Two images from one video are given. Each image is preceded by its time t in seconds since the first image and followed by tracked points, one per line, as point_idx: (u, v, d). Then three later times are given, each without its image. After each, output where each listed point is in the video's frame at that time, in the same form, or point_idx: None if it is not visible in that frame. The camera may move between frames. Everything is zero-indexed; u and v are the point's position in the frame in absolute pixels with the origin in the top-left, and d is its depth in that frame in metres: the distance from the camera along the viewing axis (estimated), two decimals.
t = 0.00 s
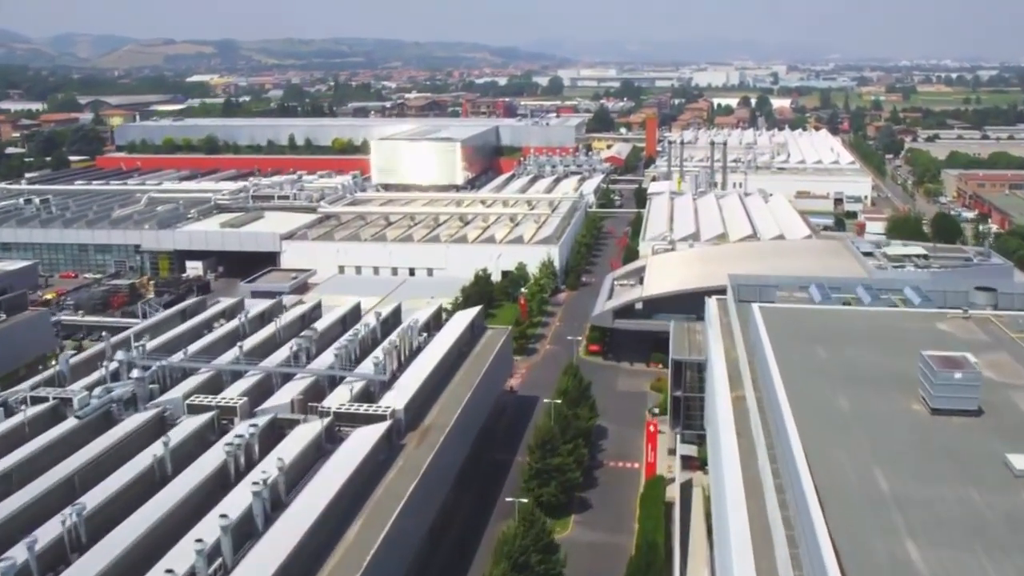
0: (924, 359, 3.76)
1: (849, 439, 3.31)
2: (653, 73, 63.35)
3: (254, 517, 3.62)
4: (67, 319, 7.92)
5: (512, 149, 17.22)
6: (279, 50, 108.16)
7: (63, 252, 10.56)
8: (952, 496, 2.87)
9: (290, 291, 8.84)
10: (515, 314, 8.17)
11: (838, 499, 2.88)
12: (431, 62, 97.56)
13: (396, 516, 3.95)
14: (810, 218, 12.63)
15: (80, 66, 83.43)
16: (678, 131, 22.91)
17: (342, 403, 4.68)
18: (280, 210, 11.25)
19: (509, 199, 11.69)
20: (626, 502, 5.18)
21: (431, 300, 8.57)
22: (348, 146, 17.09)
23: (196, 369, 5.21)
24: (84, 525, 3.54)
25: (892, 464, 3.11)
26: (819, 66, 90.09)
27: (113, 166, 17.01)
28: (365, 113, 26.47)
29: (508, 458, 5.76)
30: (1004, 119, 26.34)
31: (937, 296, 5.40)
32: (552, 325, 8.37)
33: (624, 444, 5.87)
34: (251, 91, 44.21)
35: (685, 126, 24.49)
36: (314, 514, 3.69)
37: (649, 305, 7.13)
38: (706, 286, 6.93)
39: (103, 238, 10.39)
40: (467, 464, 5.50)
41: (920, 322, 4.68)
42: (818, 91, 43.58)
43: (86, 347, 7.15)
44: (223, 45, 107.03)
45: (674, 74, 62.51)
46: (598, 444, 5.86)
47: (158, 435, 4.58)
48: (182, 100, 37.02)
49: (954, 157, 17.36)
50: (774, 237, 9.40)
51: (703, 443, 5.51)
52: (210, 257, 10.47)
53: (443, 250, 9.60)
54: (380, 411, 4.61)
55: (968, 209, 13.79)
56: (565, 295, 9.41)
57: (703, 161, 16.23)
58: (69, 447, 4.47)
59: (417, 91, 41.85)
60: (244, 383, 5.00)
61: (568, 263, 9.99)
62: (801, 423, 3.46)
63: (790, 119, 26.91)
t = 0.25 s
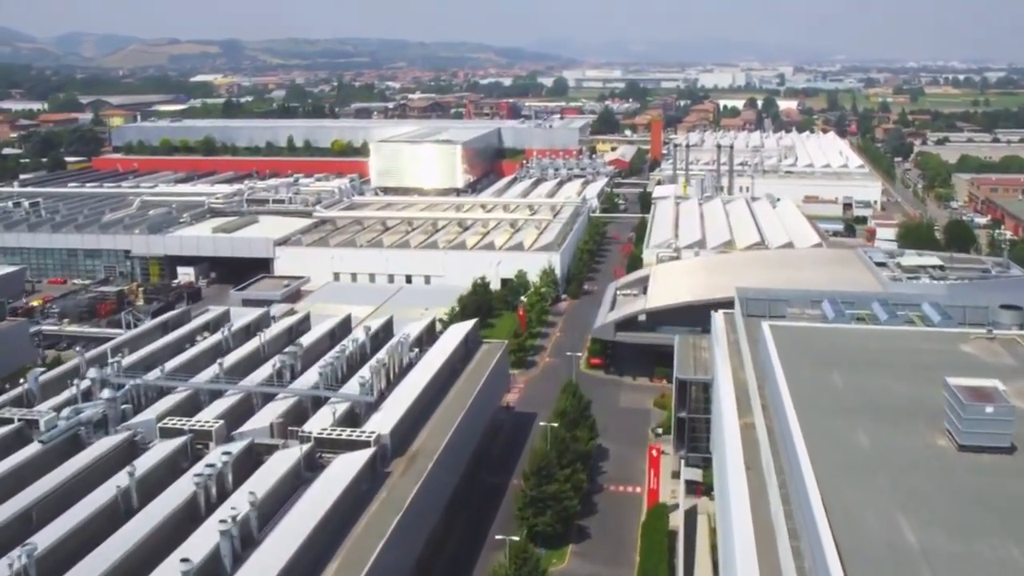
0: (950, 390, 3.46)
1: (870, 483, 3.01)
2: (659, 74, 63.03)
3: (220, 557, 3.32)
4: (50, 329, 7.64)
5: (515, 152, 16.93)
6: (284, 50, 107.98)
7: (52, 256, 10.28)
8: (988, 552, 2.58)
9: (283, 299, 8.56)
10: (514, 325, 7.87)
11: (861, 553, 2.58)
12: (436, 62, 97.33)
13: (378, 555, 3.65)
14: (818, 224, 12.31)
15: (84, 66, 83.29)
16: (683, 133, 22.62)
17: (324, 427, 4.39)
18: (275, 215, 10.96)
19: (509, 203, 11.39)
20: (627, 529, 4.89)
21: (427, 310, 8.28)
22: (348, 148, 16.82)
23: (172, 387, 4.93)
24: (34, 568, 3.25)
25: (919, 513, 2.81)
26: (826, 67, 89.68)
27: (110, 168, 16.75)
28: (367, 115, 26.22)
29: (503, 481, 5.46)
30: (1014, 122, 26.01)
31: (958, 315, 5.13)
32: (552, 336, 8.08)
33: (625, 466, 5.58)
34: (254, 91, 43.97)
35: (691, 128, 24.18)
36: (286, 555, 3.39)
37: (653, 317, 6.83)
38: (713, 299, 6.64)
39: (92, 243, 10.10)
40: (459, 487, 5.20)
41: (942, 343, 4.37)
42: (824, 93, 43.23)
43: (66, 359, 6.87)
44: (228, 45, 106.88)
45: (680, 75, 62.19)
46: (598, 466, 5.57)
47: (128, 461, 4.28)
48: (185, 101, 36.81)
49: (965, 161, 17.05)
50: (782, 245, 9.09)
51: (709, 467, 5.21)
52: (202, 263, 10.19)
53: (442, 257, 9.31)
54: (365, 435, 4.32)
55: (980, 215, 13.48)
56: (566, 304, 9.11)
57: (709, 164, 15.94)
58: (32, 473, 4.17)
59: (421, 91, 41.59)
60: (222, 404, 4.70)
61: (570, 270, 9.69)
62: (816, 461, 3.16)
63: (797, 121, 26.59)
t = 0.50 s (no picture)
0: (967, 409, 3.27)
1: (886, 508, 2.83)
2: (663, 75, 62.83)
3: None
4: (38, 335, 7.48)
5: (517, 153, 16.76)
6: (288, 50, 107.92)
7: (45, 259, 10.12)
8: None
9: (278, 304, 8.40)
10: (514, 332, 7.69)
11: None
12: (440, 62, 97.19)
13: None
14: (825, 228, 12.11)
15: (88, 65, 83.27)
16: (687, 135, 22.45)
17: (312, 443, 4.21)
18: (273, 218, 10.79)
19: (510, 206, 11.20)
20: (628, 548, 4.71)
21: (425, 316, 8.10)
22: (348, 150, 16.66)
23: (157, 399, 4.75)
24: None
25: (938, 543, 2.63)
26: (831, 69, 89.40)
27: (108, 169, 16.60)
28: (370, 116, 26.07)
29: (500, 495, 5.28)
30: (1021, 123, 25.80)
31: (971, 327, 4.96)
32: (553, 343, 7.88)
33: (626, 481, 5.39)
34: (257, 91, 43.85)
35: (695, 130, 23.99)
36: None
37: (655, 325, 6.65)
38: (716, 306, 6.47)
39: (86, 246, 9.94)
40: (454, 503, 5.01)
41: (957, 357, 4.18)
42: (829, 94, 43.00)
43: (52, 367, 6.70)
44: (233, 44, 106.84)
45: (684, 75, 61.99)
46: (599, 481, 5.39)
47: (107, 478, 4.11)
48: (188, 101, 36.71)
49: (972, 164, 16.86)
50: (788, 251, 8.89)
51: (713, 483, 5.03)
52: (197, 267, 10.02)
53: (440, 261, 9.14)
54: (354, 452, 4.14)
55: (989, 218, 13.29)
56: (567, 310, 8.92)
57: (713, 167, 15.76)
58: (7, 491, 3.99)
59: (425, 92, 41.45)
60: (207, 418, 4.53)
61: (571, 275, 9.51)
62: (827, 485, 2.99)
63: (802, 122, 26.36)
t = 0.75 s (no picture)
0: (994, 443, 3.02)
1: (907, 554, 2.58)
2: (669, 75, 62.50)
3: None
4: (21, 343, 7.24)
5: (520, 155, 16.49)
6: (294, 49, 107.77)
7: (34, 263, 9.89)
8: None
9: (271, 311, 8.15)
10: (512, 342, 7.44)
11: None
12: (446, 62, 96.92)
13: None
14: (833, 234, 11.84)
15: (93, 63, 83.17)
16: (693, 136, 22.19)
17: (292, 468, 3.96)
18: (268, 222, 10.55)
19: (511, 210, 10.94)
20: None
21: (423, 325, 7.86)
22: (348, 151, 16.43)
23: (132, 417, 4.51)
24: None
25: None
26: (838, 69, 88.99)
27: (105, 169, 16.38)
28: (372, 117, 25.85)
29: (495, 518, 5.04)
30: None
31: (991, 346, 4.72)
32: (554, 353, 7.63)
33: (627, 502, 5.14)
34: (260, 91, 43.65)
35: (701, 131, 23.73)
36: None
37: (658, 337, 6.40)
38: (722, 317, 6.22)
39: (76, 249, 9.71)
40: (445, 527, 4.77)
41: (979, 380, 3.92)
42: (837, 95, 42.66)
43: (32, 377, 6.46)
44: (238, 43, 106.70)
45: (690, 75, 61.70)
46: (598, 503, 5.14)
47: (73, 504, 3.86)
48: (192, 101, 36.51)
49: (983, 166, 16.58)
50: (795, 258, 8.64)
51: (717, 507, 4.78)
52: (190, 271, 9.78)
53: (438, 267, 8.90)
54: (337, 477, 3.89)
55: (1001, 222, 13.02)
56: (569, 317, 8.66)
57: (719, 169, 15.49)
58: None
59: (429, 91, 41.22)
60: (183, 439, 4.29)
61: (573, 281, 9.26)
62: (843, 527, 2.73)
63: (810, 124, 26.06)
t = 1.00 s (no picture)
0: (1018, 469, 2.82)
1: None
2: (673, 74, 62.30)
3: None
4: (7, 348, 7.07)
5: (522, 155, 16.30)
6: (297, 48, 107.64)
7: (26, 265, 9.72)
8: None
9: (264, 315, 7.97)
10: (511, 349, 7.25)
11: None
12: (449, 61, 96.72)
13: None
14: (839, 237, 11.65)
15: (97, 62, 83.08)
16: (697, 136, 21.99)
17: (274, 487, 3.77)
18: (263, 224, 10.37)
19: (512, 213, 10.76)
20: None
21: (419, 330, 7.68)
22: (348, 152, 16.25)
23: (111, 430, 4.32)
24: None
25: None
26: (842, 69, 88.66)
27: (102, 169, 16.22)
28: (374, 117, 25.67)
29: (490, 535, 4.85)
30: None
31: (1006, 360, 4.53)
32: (554, 360, 7.45)
33: (626, 517, 4.95)
34: (263, 89, 43.50)
35: (705, 131, 23.54)
36: None
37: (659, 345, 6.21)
38: (725, 325, 6.04)
39: (68, 251, 9.53)
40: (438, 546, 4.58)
41: (997, 397, 3.72)
42: (842, 95, 42.41)
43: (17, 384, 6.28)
44: (241, 42, 106.61)
45: (694, 75, 61.47)
46: (597, 519, 4.95)
47: (45, 524, 3.68)
48: (193, 100, 36.35)
49: (990, 168, 16.37)
50: (801, 263, 8.45)
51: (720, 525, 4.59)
52: (184, 273, 9.60)
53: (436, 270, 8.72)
54: (321, 497, 3.71)
55: (1010, 225, 12.81)
56: (569, 322, 8.47)
57: (723, 170, 15.30)
58: None
59: (431, 90, 41.04)
60: (163, 455, 4.11)
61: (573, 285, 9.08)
62: (856, 560, 2.54)
63: (814, 125, 25.84)
